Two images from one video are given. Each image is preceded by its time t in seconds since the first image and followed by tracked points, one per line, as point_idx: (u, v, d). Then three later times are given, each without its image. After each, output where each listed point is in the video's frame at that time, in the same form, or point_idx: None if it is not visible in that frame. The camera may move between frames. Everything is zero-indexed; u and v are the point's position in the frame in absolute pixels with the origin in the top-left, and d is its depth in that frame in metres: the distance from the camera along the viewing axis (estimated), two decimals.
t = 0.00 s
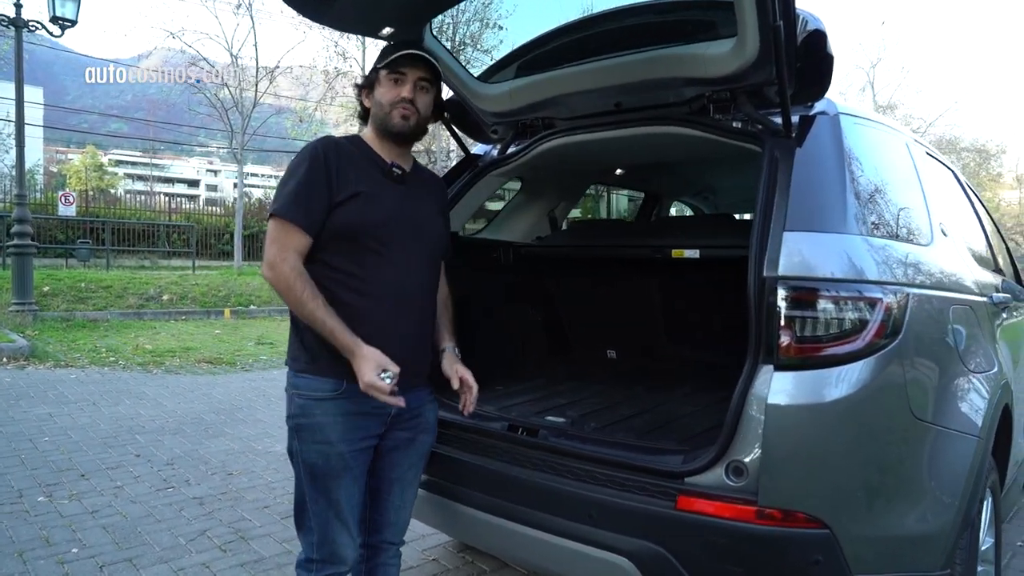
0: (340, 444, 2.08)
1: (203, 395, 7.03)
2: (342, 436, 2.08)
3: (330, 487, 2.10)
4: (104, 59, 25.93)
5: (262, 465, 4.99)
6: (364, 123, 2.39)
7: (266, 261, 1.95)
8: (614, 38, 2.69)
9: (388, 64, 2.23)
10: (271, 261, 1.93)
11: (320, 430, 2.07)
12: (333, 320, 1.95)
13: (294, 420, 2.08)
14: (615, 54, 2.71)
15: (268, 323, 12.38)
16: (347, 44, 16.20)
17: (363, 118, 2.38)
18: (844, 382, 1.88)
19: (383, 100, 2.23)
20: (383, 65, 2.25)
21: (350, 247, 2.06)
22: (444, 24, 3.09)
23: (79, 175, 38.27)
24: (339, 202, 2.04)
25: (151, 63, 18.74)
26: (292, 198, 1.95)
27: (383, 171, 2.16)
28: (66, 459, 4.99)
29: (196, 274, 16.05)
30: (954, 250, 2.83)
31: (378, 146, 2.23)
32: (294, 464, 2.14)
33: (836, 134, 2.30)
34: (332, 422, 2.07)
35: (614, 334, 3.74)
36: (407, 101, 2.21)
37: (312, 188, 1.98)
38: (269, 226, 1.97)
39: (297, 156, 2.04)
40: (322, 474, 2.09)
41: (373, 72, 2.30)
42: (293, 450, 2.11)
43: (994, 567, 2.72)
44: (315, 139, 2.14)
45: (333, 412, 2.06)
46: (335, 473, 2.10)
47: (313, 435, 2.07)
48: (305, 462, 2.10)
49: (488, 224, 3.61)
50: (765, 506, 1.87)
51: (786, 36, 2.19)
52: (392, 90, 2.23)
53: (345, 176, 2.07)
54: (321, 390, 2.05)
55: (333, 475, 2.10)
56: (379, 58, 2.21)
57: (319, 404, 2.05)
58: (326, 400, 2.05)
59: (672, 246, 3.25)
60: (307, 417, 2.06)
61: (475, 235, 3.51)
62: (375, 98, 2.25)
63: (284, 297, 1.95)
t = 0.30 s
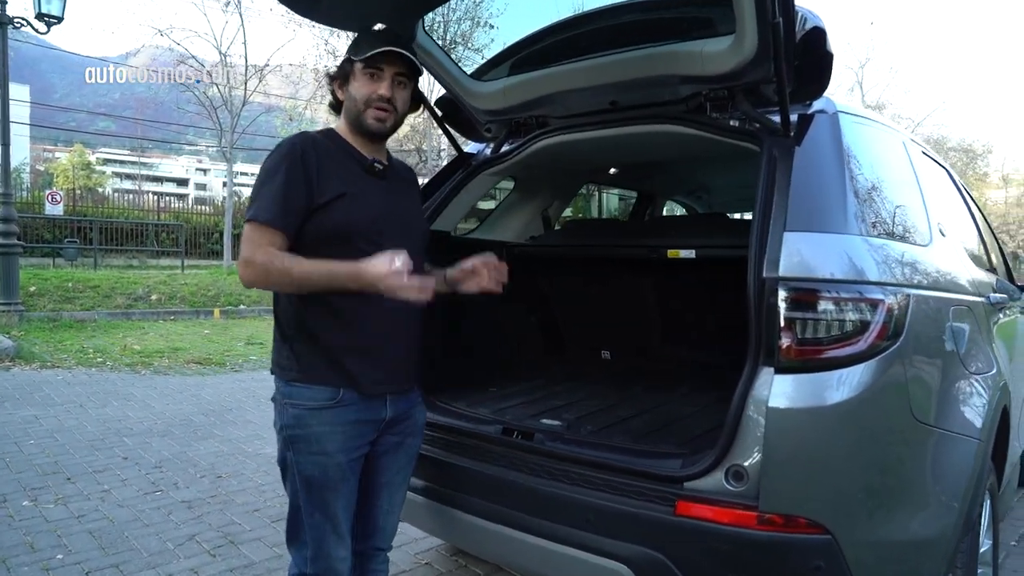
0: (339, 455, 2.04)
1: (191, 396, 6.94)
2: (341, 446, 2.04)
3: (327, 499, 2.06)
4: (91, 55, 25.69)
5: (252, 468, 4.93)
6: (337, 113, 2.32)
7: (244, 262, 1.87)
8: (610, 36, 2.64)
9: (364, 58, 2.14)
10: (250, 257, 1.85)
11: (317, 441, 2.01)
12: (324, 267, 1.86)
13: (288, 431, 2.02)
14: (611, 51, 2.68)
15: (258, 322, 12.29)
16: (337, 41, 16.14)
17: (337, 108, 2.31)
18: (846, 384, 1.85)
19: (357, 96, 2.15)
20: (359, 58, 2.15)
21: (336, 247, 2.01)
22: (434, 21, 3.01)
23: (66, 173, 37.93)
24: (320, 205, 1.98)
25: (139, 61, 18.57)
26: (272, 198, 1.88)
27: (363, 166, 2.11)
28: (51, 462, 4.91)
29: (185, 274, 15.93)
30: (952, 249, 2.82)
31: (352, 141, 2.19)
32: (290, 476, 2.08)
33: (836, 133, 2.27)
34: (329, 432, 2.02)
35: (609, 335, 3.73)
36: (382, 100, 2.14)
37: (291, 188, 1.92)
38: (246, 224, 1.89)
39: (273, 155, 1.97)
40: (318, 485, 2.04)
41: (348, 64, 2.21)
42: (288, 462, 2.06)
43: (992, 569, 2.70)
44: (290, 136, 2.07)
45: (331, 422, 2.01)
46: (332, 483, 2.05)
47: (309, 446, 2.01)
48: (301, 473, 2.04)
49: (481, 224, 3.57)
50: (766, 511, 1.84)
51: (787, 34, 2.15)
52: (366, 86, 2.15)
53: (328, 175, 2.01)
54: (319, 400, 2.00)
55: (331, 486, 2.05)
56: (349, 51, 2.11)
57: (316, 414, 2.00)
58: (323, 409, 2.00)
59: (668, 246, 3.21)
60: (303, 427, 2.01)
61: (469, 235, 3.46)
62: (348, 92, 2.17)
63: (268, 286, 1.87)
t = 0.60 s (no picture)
0: (329, 467, 1.98)
1: (186, 396, 6.87)
2: (331, 458, 1.98)
3: (317, 513, 2.00)
4: (85, 53, 25.54)
5: (246, 470, 4.86)
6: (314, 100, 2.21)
7: (245, 269, 1.76)
8: (610, 29, 2.58)
9: (346, 43, 2.04)
10: (253, 267, 1.75)
11: (305, 453, 1.95)
12: (353, 286, 1.83)
13: (273, 443, 1.95)
14: (612, 45, 2.61)
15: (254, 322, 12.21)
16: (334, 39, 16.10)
17: (313, 94, 2.20)
18: (857, 386, 1.79)
19: (340, 83, 2.05)
20: (339, 42, 2.04)
21: (327, 246, 1.93)
22: (430, 19, 2.86)
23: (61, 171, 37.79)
24: (311, 202, 1.89)
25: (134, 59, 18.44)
26: (264, 200, 1.78)
27: (348, 160, 2.01)
28: (43, 465, 4.84)
29: (181, 273, 15.83)
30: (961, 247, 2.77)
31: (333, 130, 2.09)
32: (274, 488, 2.01)
33: (846, 128, 2.21)
34: (319, 444, 1.96)
35: (609, 335, 3.68)
36: (367, 86, 2.05)
37: (282, 188, 1.82)
38: (241, 230, 1.77)
39: (256, 151, 1.85)
40: (306, 498, 1.97)
41: (325, 48, 2.09)
42: (273, 475, 1.98)
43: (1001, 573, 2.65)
44: (272, 128, 1.95)
45: (321, 433, 1.95)
46: (321, 497, 1.99)
47: (296, 459, 1.94)
48: (287, 486, 1.97)
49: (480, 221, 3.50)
50: (776, 519, 1.78)
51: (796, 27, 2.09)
52: (349, 72, 2.05)
53: (317, 170, 1.92)
54: (305, 410, 1.93)
55: (319, 500, 1.99)
56: (329, 35, 2.00)
57: (303, 425, 1.93)
58: (312, 420, 1.94)
59: (670, 245, 3.15)
60: (290, 439, 1.93)
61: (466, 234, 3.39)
62: (329, 79, 2.06)
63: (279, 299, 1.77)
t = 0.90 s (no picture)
0: (329, 488, 1.93)
1: (183, 400, 6.80)
2: (330, 478, 1.93)
3: (313, 536, 1.93)
4: (84, 54, 25.48)
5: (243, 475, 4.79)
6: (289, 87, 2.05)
7: (209, 277, 1.66)
8: (611, 29, 2.52)
9: (340, 38, 1.90)
10: (219, 274, 1.65)
11: (304, 475, 1.88)
12: (323, 293, 1.74)
13: (267, 465, 1.87)
14: (614, 45, 2.55)
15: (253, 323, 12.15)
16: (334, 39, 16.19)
17: (289, 81, 2.04)
18: (868, 397, 1.74)
19: (334, 79, 1.93)
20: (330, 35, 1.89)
21: (319, 251, 1.85)
22: (430, 19, 2.79)
23: (60, 172, 37.71)
24: (304, 207, 1.81)
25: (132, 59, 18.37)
26: (247, 205, 1.69)
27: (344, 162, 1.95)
28: (37, 470, 4.77)
29: (180, 274, 15.77)
30: (974, 252, 2.71)
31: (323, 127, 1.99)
32: (268, 512, 1.93)
33: (855, 131, 2.15)
34: (317, 463, 1.90)
35: (611, 340, 3.62)
36: (364, 83, 1.96)
37: (268, 191, 1.73)
38: (211, 233, 1.67)
39: (244, 150, 1.75)
40: (303, 520, 1.91)
41: (311, 37, 1.93)
42: (268, 499, 1.91)
43: None
44: (259, 125, 1.85)
45: (320, 452, 1.90)
46: (319, 518, 1.93)
47: (294, 481, 1.88)
48: (283, 510, 1.90)
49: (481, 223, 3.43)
50: (785, 535, 1.72)
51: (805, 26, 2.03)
52: (344, 67, 1.94)
53: (310, 173, 1.84)
54: (302, 429, 1.86)
55: (317, 522, 1.93)
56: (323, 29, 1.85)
57: (301, 445, 1.86)
58: (310, 439, 1.87)
59: (672, 249, 3.08)
60: (288, 460, 1.87)
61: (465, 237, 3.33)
62: (320, 74, 1.93)
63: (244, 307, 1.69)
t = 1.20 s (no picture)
0: (330, 507, 1.88)
1: (181, 404, 6.74)
2: (331, 497, 1.88)
3: (312, 557, 1.88)
4: (83, 54, 25.42)
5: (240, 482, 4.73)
6: (282, 78, 1.81)
7: (243, 307, 1.56)
8: (614, 30, 2.46)
9: (379, 55, 1.79)
10: (253, 306, 1.56)
11: (305, 496, 1.83)
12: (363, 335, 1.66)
13: (268, 488, 1.81)
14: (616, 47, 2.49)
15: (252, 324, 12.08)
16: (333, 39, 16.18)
17: (287, 74, 1.80)
18: (883, 411, 1.68)
19: (358, 95, 1.83)
20: (369, 53, 1.77)
21: (318, 268, 1.76)
22: (429, 19, 2.80)
23: (60, 172, 37.67)
24: (308, 224, 1.72)
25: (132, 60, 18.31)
26: (259, 228, 1.59)
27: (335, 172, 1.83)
28: (31, 477, 4.71)
29: (179, 275, 15.71)
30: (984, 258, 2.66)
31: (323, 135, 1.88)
32: (265, 537, 1.86)
33: (868, 135, 2.09)
34: (318, 483, 1.85)
35: (614, 347, 3.56)
36: (380, 98, 1.89)
37: (275, 209, 1.63)
38: (235, 258, 1.57)
39: (247, 165, 1.65)
40: (303, 543, 1.86)
41: (341, 44, 1.76)
42: (266, 521, 1.84)
43: None
44: (254, 132, 1.73)
45: (320, 470, 1.85)
46: (319, 540, 1.88)
47: (295, 503, 1.82)
48: (282, 533, 1.84)
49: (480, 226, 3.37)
50: (797, 555, 1.66)
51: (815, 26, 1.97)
52: (368, 83, 1.83)
53: (311, 187, 1.74)
54: (302, 448, 1.82)
55: (317, 543, 1.88)
56: (373, 52, 1.73)
57: (302, 465, 1.82)
58: (309, 458, 1.83)
59: (677, 255, 3.02)
60: (289, 481, 1.81)
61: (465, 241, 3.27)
62: (345, 87, 1.80)
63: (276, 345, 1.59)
